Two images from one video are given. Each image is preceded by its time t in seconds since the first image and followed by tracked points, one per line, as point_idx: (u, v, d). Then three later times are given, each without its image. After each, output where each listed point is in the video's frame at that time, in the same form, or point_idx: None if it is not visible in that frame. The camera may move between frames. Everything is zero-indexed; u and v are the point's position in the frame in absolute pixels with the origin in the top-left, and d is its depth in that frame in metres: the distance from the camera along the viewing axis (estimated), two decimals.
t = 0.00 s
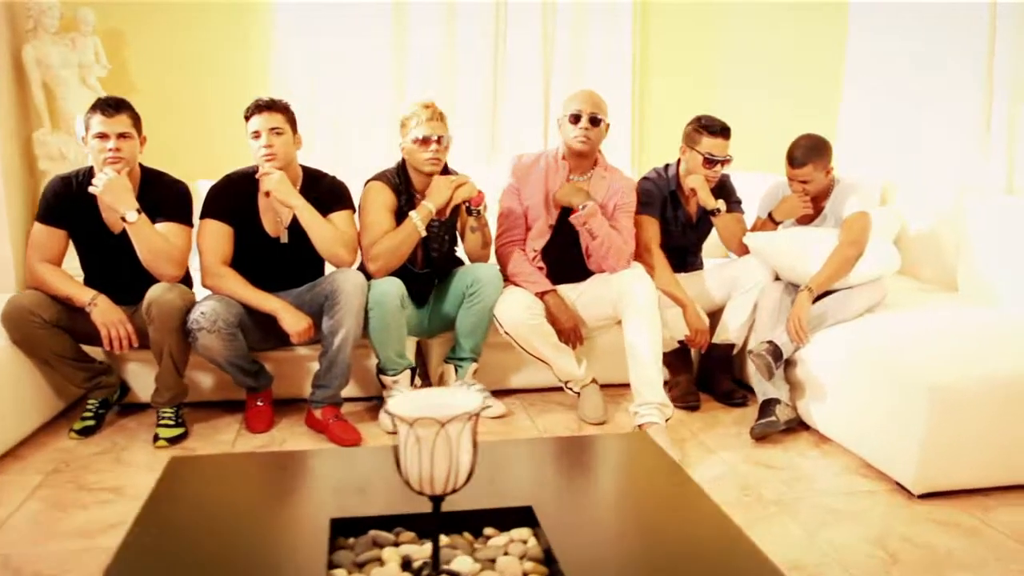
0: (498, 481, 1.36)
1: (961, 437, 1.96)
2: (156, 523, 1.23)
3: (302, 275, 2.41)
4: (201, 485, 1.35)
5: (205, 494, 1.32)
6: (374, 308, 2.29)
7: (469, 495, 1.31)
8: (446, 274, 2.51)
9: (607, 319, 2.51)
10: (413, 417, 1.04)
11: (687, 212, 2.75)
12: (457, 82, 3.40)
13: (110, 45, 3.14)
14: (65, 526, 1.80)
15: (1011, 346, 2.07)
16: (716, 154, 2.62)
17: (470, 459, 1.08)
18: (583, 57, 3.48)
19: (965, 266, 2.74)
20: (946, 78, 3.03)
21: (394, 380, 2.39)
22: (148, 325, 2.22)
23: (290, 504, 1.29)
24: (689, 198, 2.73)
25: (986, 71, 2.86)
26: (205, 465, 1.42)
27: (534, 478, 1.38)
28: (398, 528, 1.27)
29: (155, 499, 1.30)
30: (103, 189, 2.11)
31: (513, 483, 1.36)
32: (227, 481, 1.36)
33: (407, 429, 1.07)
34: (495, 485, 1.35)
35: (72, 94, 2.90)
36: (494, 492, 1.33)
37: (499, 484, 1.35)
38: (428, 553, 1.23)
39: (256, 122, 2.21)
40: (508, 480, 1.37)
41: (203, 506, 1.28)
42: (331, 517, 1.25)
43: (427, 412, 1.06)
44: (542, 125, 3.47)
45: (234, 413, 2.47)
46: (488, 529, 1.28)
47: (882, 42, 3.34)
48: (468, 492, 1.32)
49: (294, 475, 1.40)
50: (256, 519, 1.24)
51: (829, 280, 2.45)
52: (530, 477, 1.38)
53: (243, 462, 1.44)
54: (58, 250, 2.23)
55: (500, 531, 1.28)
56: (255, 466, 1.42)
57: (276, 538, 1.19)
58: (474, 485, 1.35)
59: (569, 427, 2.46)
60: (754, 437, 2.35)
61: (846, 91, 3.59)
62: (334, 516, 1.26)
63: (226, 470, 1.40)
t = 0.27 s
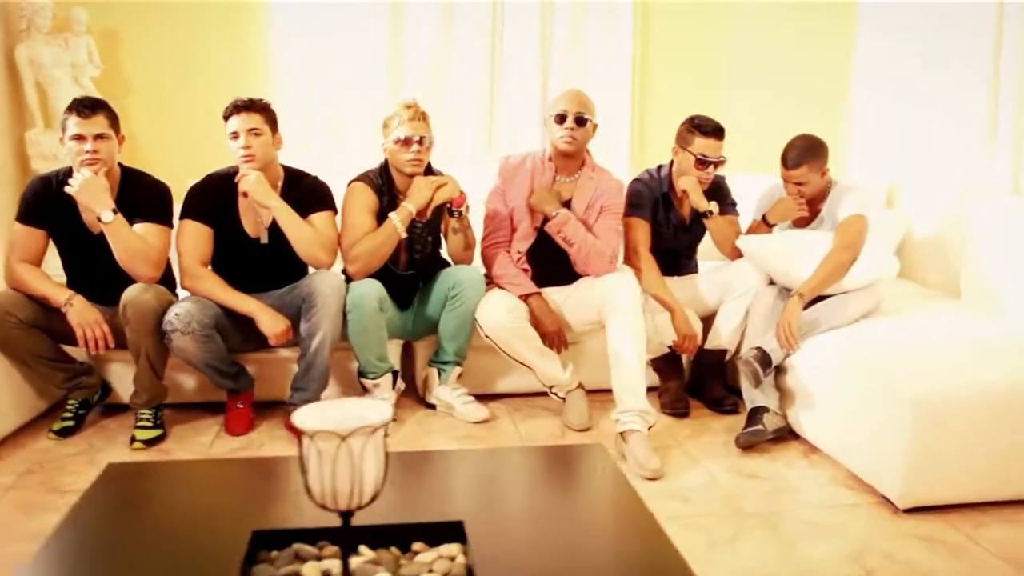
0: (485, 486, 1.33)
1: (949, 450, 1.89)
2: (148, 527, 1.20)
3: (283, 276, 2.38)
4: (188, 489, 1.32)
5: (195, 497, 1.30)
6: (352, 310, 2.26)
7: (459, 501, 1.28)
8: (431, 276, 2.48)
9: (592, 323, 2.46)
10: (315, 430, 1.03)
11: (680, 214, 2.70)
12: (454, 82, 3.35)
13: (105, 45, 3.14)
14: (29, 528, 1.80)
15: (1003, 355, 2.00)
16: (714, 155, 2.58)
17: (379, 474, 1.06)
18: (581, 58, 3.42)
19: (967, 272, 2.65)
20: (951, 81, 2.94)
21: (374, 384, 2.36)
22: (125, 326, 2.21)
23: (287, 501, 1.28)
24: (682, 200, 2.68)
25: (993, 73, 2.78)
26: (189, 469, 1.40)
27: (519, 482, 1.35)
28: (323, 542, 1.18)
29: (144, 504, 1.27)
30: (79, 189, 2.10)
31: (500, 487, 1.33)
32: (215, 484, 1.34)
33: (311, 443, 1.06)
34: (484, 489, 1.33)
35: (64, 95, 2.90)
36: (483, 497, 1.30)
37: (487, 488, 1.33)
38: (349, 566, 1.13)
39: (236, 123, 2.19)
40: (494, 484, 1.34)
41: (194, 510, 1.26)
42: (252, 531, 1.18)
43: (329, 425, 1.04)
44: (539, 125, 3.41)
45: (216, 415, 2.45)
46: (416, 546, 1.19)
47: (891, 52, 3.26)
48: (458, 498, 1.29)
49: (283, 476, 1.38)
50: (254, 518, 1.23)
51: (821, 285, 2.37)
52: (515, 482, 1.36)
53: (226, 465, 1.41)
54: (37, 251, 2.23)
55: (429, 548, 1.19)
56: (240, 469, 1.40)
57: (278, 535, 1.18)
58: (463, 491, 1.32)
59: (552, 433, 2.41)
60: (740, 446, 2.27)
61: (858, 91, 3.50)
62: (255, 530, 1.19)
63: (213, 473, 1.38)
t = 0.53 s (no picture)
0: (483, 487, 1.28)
1: (941, 469, 1.79)
2: (127, 528, 1.14)
3: (267, 277, 2.36)
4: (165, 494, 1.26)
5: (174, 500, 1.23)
6: (331, 312, 2.24)
7: (459, 502, 1.23)
8: (417, 278, 2.44)
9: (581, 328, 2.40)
10: (180, 444, 1.04)
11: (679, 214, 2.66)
12: (456, 82, 3.34)
13: (110, 45, 3.17)
14: None
15: (1004, 369, 1.89)
16: (708, 149, 2.56)
17: (246, 491, 1.08)
18: (586, 59, 3.37)
19: (977, 280, 2.53)
20: (973, 84, 2.88)
21: (357, 386, 2.35)
22: (105, 324, 2.20)
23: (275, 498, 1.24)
24: (681, 197, 2.66)
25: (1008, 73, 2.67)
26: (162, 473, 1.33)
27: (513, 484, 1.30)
28: (228, 557, 1.10)
29: (118, 506, 1.21)
30: (58, 187, 2.10)
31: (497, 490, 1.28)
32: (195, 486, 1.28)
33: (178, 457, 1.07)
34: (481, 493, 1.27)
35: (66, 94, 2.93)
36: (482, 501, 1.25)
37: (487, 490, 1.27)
38: None
39: (216, 122, 2.18)
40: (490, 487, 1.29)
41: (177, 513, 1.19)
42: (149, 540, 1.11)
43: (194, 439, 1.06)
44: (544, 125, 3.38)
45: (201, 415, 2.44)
46: (319, 562, 1.11)
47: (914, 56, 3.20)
48: (458, 499, 1.24)
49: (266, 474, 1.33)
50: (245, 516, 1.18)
51: (818, 293, 2.27)
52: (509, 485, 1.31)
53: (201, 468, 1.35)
54: (22, 249, 2.24)
55: (333, 563, 1.11)
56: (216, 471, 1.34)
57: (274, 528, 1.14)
58: (460, 492, 1.26)
59: (536, 440, 2.35)
60: (727, 459, 2.18)
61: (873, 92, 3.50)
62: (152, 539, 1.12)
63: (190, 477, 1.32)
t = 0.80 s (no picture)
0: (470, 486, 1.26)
1: (930, 484, 1.72)
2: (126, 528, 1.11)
3: (259, 276, 2.36)
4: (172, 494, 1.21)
5: (182, 501, 1.19)
6: (319, 313, 2.23)
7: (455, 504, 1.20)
8: (410, 279, 2.42)
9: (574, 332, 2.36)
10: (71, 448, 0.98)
11: (680, 216, 2.60)
12: (463, 82, 3.32)
13: (121, 45, 3.21)
14: None
15: (998, 380, 1.81)
16: (709, 148, 2.50)
17: (145, 497, 1.02)
18: (593, 59, 3.35)
19: (989, 286, 2.44)
20: (992, 84, 2.79)
21: (348, 388, 2.33)
22: (95, 322, 2.22)
23: (286, 498, 1.21)
24: (682, 197, 2.61)
25: None
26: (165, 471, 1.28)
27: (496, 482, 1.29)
28: (146, 560, 1.07)
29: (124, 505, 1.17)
30: (50, 186, 2.11)
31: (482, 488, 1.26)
32: (202, 486, 1.24)
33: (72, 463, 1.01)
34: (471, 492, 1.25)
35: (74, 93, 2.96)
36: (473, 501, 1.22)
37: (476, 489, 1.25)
38: None
39: (206, 122, 2.18)
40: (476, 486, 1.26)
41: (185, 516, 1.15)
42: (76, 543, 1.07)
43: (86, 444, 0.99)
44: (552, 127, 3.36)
45: (195, 413, 2.44)
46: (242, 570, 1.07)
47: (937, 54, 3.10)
48: (450, 499, 1.22)
49: (268, 474, 1.29)
50: (253, 518, 1.15)
51: (817, 299, 2.20)
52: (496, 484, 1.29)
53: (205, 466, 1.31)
54: (18, 248, 2.26)
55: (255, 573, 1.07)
56: (221, 469, 1.30)
57: (281, 531, 1.12)
58: (451, 492, 1.24)
59: (527, 444, 2.31)
60: (719, 469, 2.11)
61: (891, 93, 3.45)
62: (75, 543, 1.07)
63: (196, 476, 1.28)
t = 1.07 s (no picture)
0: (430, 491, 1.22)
1: (920, 501, 1.63)
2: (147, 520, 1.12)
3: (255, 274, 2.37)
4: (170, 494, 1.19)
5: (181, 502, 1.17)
6: (309, 312, 2.22)
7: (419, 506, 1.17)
8: (406, 279, 2.41)
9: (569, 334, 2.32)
10: None
11: (684, 216, 2.55)
12: (474, 83, 3.31)
13: (139, 46, 3.27)
14: None
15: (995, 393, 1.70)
16: (714, 147, 2.44)
17: (37, 498, 1.02)
18: (606, 59, 3.31)
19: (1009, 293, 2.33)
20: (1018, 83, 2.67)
21: (341, 387, 2.33)
22: (93, 319, 2.25)
23: (283, 497, 1.19)
24: (687, 198, 2.55)
25: None
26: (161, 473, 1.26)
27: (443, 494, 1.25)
28: (69, 557, 1.06)
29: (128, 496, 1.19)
30: (48, 184, 2.15)
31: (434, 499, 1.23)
32: (201, 487, 1.22)
33: None
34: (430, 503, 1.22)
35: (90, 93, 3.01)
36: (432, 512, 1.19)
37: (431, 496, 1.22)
38: None
39: (200, 121, 2.19)
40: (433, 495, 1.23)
41: (183, 516, 1.13)
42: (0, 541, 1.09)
43: None
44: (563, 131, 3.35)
45: (194, 410, 2.46)
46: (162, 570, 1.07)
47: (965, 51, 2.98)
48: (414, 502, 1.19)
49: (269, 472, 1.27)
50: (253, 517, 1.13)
51: (817, 304, 2.13)
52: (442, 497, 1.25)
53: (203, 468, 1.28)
54: (22, 244, 2.31)
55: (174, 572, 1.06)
56: (218, 471, 1.27)
57: (279, 530, 1.10)
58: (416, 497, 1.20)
59: (519, 448, 2.27)
60: (711, 477, 2.04)
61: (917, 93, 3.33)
62: None
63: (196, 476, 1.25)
